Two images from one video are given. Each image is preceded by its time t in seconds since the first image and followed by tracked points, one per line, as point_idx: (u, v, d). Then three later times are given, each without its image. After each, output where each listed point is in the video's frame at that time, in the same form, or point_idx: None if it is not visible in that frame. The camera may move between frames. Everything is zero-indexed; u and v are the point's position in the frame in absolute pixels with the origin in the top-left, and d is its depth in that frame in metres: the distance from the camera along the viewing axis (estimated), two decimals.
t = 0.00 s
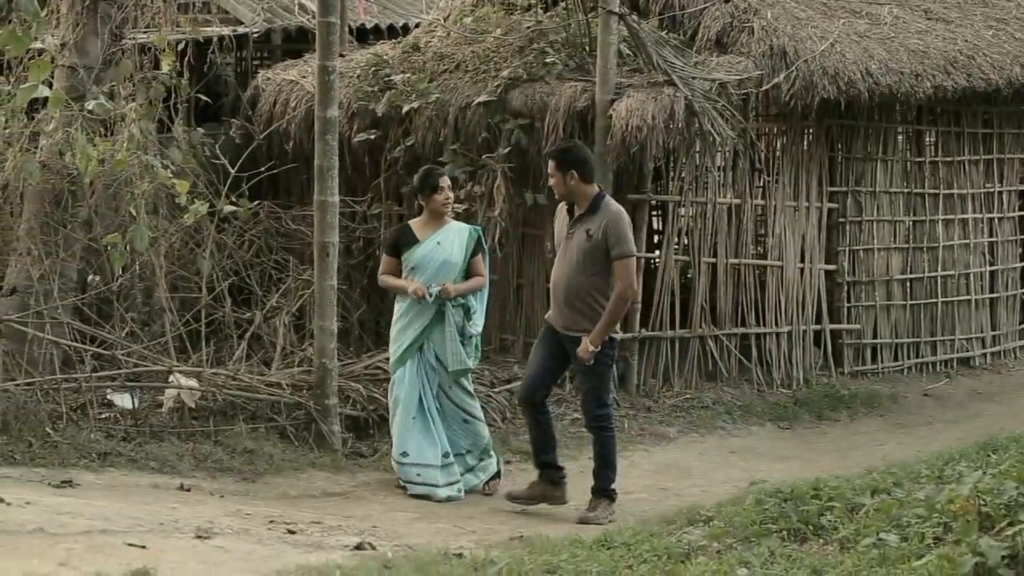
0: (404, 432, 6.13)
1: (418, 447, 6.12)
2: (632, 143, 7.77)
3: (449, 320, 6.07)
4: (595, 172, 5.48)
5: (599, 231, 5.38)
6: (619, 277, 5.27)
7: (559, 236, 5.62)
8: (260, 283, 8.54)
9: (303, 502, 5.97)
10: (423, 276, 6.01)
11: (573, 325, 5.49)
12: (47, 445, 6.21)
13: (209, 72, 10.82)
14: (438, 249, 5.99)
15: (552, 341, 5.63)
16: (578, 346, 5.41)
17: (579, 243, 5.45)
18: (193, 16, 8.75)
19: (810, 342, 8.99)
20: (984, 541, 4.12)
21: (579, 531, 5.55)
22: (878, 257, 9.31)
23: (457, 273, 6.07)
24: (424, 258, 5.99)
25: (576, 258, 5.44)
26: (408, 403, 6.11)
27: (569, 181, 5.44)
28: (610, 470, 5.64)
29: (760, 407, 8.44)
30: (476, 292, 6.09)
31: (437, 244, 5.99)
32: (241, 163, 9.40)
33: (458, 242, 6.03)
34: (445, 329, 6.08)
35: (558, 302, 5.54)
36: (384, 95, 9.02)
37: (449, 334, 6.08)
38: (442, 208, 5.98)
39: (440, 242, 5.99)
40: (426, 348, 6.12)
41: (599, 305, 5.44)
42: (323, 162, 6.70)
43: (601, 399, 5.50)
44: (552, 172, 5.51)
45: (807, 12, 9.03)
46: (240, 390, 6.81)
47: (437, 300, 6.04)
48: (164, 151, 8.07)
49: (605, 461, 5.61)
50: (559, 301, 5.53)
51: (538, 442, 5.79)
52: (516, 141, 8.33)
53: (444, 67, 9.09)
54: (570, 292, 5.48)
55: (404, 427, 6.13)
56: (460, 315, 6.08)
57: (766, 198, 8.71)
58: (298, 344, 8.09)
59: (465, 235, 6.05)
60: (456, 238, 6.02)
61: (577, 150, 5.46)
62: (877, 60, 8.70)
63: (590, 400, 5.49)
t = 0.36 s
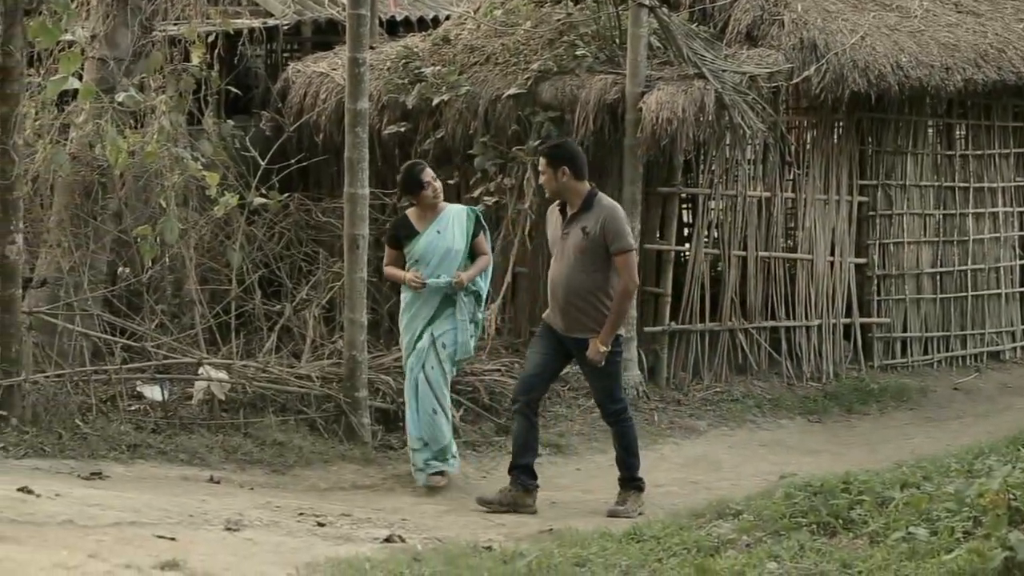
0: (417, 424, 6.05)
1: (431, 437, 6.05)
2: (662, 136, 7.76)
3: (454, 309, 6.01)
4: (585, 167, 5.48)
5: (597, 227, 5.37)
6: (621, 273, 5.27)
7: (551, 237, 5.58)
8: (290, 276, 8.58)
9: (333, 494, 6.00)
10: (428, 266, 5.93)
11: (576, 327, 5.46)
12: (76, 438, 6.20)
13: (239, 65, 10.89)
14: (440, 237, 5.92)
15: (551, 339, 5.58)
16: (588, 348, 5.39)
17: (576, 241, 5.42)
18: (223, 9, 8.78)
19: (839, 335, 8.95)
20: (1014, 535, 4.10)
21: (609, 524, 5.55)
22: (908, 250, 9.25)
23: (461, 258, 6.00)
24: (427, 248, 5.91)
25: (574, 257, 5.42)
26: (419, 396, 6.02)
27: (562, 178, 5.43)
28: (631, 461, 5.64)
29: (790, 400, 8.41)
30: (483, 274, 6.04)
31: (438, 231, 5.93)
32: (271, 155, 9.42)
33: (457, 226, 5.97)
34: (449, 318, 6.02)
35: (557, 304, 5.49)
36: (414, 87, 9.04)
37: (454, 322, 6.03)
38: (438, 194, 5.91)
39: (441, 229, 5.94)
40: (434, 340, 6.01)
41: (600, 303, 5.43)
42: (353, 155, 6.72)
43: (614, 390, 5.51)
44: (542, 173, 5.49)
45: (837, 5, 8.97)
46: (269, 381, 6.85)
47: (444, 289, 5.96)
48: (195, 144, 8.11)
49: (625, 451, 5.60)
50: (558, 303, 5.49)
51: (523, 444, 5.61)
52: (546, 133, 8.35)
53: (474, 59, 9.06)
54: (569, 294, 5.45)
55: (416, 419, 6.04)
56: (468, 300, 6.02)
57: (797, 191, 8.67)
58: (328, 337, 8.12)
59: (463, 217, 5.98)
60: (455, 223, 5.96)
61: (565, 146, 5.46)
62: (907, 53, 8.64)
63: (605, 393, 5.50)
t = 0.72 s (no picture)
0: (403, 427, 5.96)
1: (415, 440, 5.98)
2: (691, 133, 7.75)
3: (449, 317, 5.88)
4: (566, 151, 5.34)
5: (579, 211, 5.21)
6: (603, 257, 5.13)
7: (529, 223, 5.41)
8: (318, 272, 8.61)
9: (361, 490, 6.02)
10: (418, 274, 5.79)
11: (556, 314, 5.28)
12: (105, 434, 6.24)
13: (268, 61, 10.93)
14: (430, 244, 5.78)
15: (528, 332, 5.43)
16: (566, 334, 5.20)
17: (556, 226, 5.26)
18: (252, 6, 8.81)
19: (868, 333, 8.91)
20: None
21: (638, 522, 5.55)
22: (937, 248, 9.19)
23: (454, 266, 5.86)
24: (417, 256, 5.78)
25: (554, 242, 5.25)
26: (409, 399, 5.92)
27: (544, 160, 5.26)
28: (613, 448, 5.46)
29: (818, 398, 8.37)
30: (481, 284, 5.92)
31: (429, 240, 5.78)
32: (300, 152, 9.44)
33: (449, 234, 5.81)
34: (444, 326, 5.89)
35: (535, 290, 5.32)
36: (443, 84, 9.05)
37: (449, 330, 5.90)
38: (428, 200, 5.76)
39: (432, 238, 5.78)
40: (426, 352, 5.90)
41: (580, 291, 5.26)
42: (383, 152, 6.75)
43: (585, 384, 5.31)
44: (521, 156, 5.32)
45: (866, 2, 8.91)
46: (297, 378, 6.88)
47: (434, 298, 5.82)
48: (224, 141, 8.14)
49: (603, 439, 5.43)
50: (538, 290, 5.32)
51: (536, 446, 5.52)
52: (575, 130, 8.34)
53: (504, 56, 9.03)
54: (548, 280, 5.27)
55: (403, 428, 5.96)
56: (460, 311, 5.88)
57: (826, 188, 8.64)
58: (356, 333, 8.14)
59: (455, 224, 5.83)
60: (446, 230, 5.80)
61: (547, 129, 5.30)
62: (937, 50, 8.58)
63: (577, 383, 5.31)
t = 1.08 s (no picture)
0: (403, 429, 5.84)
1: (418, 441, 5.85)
2: (721, 131, 7.72)
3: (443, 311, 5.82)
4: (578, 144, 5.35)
5: (590, 202, 5.22)
6: (615, 250, 5.15)
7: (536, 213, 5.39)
8: (348, 269, 8.61)
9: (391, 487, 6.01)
10: (415, 266, 5.73)
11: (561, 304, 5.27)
12: (136, 431, 6.24)
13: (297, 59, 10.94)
14: (429, 236, 5.70)
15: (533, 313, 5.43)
16: (568, 317, 5.15)
17: (567, 216, 5.25)
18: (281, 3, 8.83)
19: (899, 332, 8.87)
20: None
21: (670, 522, 5.54)
22: (967, 248, 9.15)
23: (454, 260, 5.77)
24: (415, 248, 5.71)
25: (563, 233, 5.25)
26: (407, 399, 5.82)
27: (561, 152, 5.26)
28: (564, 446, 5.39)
29: (848, 397, 8.33)
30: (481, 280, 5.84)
31: (428, 231, 5.71)
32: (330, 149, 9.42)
33: (449, 226, 5.72)
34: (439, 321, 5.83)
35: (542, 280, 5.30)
36: (473, 82, 9.00)
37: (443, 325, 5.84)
38: (430, 189, 5.69)
39: (431, 229, 5.70)
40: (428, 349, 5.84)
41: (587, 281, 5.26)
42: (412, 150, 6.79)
43: (565, 367, 5.25)
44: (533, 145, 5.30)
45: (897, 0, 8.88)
46: (327, 375, 6.89)
47: (431, 292, 5.76)
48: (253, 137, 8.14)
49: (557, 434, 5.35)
50: (543, 279, 5.30)
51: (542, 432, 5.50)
52: (605, 128, 8.34)
53: (534, 54, 9.02)
54: (556, 270, 5.25)
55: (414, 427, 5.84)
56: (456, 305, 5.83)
57: (858, 186, 8.58)
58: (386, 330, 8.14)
59: (455, 217, 5.73)
60: (446, 222, 5.72)
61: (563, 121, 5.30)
62: (967, 49, 8.52)
63: (561, 362, 5.24)
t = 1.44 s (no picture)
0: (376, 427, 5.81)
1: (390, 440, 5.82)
2: (755, 131, 7.82)
3: (427, 314, 5.78)
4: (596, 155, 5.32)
5: (602, 217, 5.21)
6: (625, 267, 5.16)
7: (544, 220, 5.35)
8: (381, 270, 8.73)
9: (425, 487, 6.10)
10: (401, 268, 5.70)
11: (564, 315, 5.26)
12: (168, 430, 6.35)
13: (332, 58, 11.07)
14: (416, 237, 5.69)
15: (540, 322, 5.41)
16: (569, 323, 5.15)
17: (577, 228, 5.23)
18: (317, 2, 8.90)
19: (931, 332, 8.93)
20: None
21: (700, 522, 5.66)
22: (1001, 249, 9.23)
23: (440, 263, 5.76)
24: (402, 249, 5.68)
25: (572, 244, 5.23)
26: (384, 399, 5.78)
27: (581, 162, 5.23)
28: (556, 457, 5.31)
29: (881, 397, 8.40)
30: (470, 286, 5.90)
31: (416, 233, 5.70)
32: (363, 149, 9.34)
33: (436, 229, 5.72)
34: (422, 324, 5.78)
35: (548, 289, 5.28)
36: (507, 82, 9.10)
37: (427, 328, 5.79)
38: (419, 189, 5.66)
39: (418, 231, 5.70)
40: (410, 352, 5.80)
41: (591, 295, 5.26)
42: (446, 149, 6.84)
43: (564, 375, 5.20)
44: (553, 150, 5.27)
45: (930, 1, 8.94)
46: (361, 375, 6.97)
47: (416, 294, 5.72)
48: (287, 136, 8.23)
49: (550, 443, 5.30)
50: (547, 288, 5.29)
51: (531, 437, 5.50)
52: (639, 128, 8.44)
53: (568, 54, 9.09)
54: (562, 281, 5.24)
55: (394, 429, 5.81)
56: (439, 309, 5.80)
57: (890, 187, 8.65)
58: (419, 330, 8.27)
59: (443, 220, 5.74)
60: (434, 225, 5.72)
61: (585, 130, 5.27)
62: (1002, 49, 8.57)
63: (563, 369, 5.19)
